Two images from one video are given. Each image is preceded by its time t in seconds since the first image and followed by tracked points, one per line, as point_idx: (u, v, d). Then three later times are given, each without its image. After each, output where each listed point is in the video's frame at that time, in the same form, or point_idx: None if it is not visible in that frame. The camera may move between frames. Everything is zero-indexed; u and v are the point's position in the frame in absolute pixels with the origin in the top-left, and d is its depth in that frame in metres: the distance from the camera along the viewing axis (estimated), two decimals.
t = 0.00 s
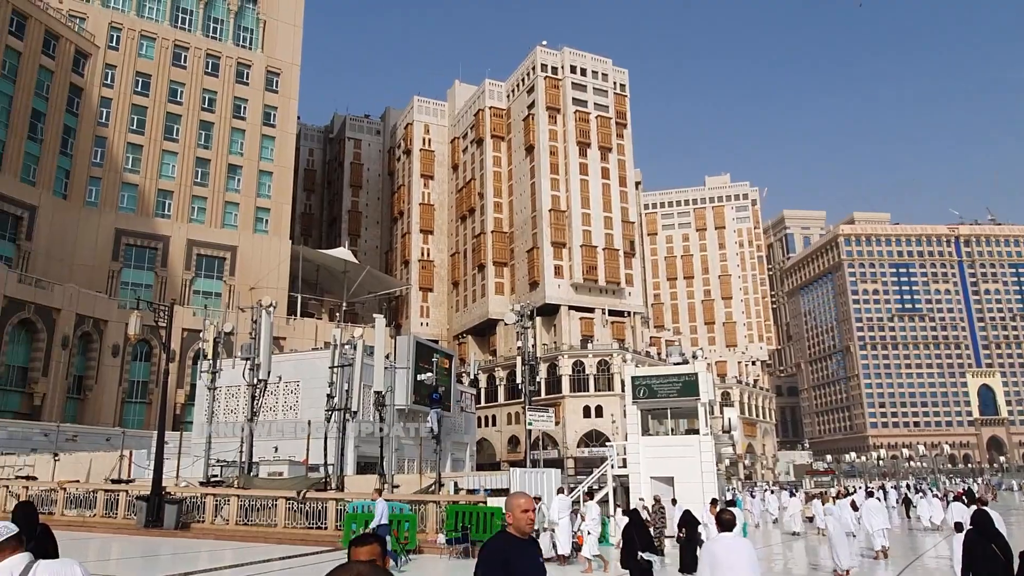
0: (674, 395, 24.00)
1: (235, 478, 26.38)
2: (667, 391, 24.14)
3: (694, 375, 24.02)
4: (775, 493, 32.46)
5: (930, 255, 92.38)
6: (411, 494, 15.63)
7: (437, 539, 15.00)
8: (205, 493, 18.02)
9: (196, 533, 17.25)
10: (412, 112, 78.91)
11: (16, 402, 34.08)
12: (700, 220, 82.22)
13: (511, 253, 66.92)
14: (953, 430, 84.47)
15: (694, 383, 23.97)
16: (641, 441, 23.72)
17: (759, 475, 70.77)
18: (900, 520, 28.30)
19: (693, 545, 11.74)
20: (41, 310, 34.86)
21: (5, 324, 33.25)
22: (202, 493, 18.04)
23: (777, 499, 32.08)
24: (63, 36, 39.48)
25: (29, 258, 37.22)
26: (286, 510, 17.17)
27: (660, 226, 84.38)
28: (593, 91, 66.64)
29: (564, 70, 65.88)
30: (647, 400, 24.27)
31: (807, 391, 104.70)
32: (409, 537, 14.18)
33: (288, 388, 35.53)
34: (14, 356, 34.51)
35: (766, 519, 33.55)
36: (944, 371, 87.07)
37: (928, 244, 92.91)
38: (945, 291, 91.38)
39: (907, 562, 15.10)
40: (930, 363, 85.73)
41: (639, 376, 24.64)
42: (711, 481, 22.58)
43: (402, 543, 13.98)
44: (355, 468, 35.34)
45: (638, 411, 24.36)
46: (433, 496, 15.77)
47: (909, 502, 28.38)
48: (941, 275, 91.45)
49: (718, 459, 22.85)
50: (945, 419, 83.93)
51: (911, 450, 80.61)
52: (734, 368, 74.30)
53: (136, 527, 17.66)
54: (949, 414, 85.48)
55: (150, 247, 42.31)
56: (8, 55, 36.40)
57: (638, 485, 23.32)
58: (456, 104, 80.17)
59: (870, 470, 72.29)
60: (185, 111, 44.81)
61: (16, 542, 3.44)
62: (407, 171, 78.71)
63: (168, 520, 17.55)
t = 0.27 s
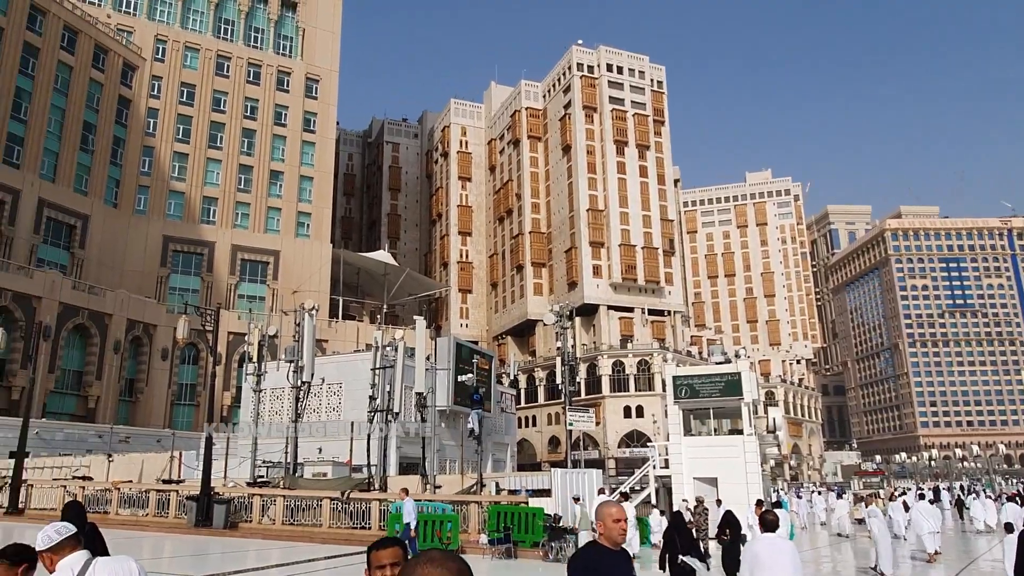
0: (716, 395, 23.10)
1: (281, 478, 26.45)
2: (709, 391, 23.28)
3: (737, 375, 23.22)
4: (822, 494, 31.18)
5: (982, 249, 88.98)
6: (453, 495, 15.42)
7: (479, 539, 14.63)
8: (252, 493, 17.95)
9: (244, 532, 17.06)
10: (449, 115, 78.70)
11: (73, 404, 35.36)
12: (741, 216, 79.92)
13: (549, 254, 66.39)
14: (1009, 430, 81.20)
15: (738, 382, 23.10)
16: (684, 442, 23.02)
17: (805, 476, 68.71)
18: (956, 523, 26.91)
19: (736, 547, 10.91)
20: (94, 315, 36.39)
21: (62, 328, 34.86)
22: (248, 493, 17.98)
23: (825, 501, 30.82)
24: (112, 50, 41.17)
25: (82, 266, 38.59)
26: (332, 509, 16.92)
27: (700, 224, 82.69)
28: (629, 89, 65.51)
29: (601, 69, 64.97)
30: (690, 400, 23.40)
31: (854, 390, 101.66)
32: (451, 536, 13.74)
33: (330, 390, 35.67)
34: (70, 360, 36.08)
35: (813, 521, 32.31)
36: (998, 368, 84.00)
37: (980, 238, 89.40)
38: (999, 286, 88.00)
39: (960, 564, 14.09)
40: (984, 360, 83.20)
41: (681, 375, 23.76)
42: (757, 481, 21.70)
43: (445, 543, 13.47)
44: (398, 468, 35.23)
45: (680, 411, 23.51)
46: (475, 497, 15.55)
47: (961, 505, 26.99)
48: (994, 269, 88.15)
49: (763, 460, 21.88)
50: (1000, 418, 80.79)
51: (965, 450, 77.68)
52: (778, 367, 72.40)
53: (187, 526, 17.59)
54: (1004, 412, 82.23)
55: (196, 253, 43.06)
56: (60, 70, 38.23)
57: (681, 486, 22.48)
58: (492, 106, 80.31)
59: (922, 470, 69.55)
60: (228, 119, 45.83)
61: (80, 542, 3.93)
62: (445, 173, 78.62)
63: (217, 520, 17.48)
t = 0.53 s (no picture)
0: (766, 394, 22.21)
1: (331, 481, 26.73)
2: (758, 390, 22.38)
3: (788, 374, 22.30)
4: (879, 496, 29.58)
5: None
6: (501, 496, 14.79)
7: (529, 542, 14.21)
8: (304, 495, 17.82)
9: (297, 535, 16.90)
10: (490, 118, 78.61)
11: (131, 410, 37.45)
12: (788, 212, 77.51)
13: (592, 254, 65.51)
14: None
15: (788, 382, 22.23)
16: (734, 443, 21.78)
17: (861, 476, 66.30)
18: None
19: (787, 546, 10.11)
20: (150, 325, 38.36)
21: (120, 337, 36.80)
22: (301, 495, 17.90)
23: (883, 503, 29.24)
24: (162, 67, 44.32)
25: (139, 276, 41.48)
26: (382, 511, 16.70)
27: (745, 220, 80.59)
28: (670, 86, 64.48)
29: (641, 67, 64.28)
30: (738, 399, 22.59)
31: (910, 388, 97.75)
32: (501, 539, 13.36)
33: (378, 395, 35.95)
34: (130, 366, 38.08)
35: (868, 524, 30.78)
36: None
37: None
38: None
39: None
40: None
41: (728, 375, 22.95)
42: (810, 483, 20.54)
43: (493, 547, 13.12)
44: (446, 470, 35.00)
45: (728, 411, 22.66)
46: (522, 497, 14.77)
47: None
48: None
49: (817, 460, 20.68)
50: None
51: None
52: (830, 364, 70.74)
53: (242, 529, 17.60)
54: None
55: (245, 261, 46.25)
56: (115, 89, 41.27)
57: (732, 487, 21.34)
58: (532, 108, 80.11)
59: (984, 470, 66.32)
60: (274, 130, 49.03)
61: (139, 544, 4.26)
62: (486, 176, 78.53)
63: (270, 522, 17.38)
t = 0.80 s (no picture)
0: (810, 394, 21.43)
1: (372, 483, 26.86)
2: (801, 390, 21.63)
3: (833, 373, 21.37)
4: (930, 497, 28.47)
5: None
6: (539, 498, 15.54)
7: (568, 542, 14.81)
8: (347, 497, 18.33)
9: (340, 535, 17.43)
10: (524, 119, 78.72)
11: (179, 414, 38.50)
12: (830, 207, 75.89)
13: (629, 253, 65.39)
14: None
15: (833, 381, 21.34)
16: (777, 441, 21.46)
17: (909, 478, 63.80)
18: None
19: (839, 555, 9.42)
20: (196, 330, 39.28)
21: (167, 342, 37.81)
22: (343, 497, 18.41)
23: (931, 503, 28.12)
24: (203, 78, 45.52)
25: (184, 282, 42.56)
26: (421, 514, 17.24)
27: (785, 216, 78.63)
28: (706, 81, 63.88)
29: (675, 63, 63.31)
30: (781, 399, 21.70)
31: (960, 387, 94.23)
32: (540, 540, 13.86)
33: (417, 396, 35.81)
34: (177, 370, 39.31)
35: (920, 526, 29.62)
36: None
37: None
38: None
39: None
40: None
41: (770, 374, 22.05)
42: (857, 484, 20.02)
43: (534, 547, 13.68)
44: (485, 472, 34.89)
45: (771, 411, 21.84)
46: (562, 499, 15.59)
47: None
48: None
49: (863, 459, 20.14)
50: None
51: None
52: (874, 363, 68.00)
53: (286, 529, 18.17)
54: None
55: (286, 266, 47.14)
56: (159, 100, 42.48)
57: (775, 487, 21.04)
58: (566, 108, 79.81)
59: None
60: (311, 136, 49.95)
61: (189, 546, 4.32)
62: (521, 178, 78.19)
63: (313, 523, 17.97)
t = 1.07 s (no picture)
0: (857, 391, 20.71)
1: (414, 485, 26.89)
2: (848, 387, 20.92)
3: (880, 369, 20.56)
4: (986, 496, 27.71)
5: None
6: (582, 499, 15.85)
7: (612, 543, 14.80)
8: (390, 499, 18.81)
9: (383, 536, 17.94)
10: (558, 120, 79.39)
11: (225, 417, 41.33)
12: (874, 201, 73.55)
13: (667, 252, 66.57)
14: None
15: (882, 378, 20.52)
16: (823, 441, 20.40)
17: (964, 477, 61.36)
18: None
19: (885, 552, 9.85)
20: (239, 334, 42.27)
21: (213, 347, 40.91)
22: (386, 499, 18.84)
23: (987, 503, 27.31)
24: (243, 88, 48.57)
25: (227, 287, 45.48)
26: (465, 515, 17.53)
27: (827, 210, 77.34)
28: (744, 76, 65.46)
29: (712, 59, 65.03)
30: (827, 398, 21.03)
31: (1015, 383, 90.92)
32: (582, 541, 13.92)
33: (457, 399, 35.66)
34: (222, 375, 42.17)
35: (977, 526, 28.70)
36: None
37: None
38: None
39: None
40: None
41: (816, 372, 21.56)
42: (908, 483, 18.86)
43: (577, 549, 13.70)
44: (526, 472, 34.90)
45: (817, 409, 21.20)
46: (605, 500, 15.76)
47: None
48: None
49: (915, 458, 18.95)
50: None
51: None
52: (924, 359, 66.16)
53: (331, 532, 18.60)
54: None
55: (326, 270, 49.51)
56: (201, 111, 45.75)
57: (822, 489, 20.03)
58: (601, 107, 80.53)
59: None
60: (349, 143, 52.35)
61: (239, 547, 4.41)
62: (558, 179, 78.34)
63: (358, 525, 18.38)
